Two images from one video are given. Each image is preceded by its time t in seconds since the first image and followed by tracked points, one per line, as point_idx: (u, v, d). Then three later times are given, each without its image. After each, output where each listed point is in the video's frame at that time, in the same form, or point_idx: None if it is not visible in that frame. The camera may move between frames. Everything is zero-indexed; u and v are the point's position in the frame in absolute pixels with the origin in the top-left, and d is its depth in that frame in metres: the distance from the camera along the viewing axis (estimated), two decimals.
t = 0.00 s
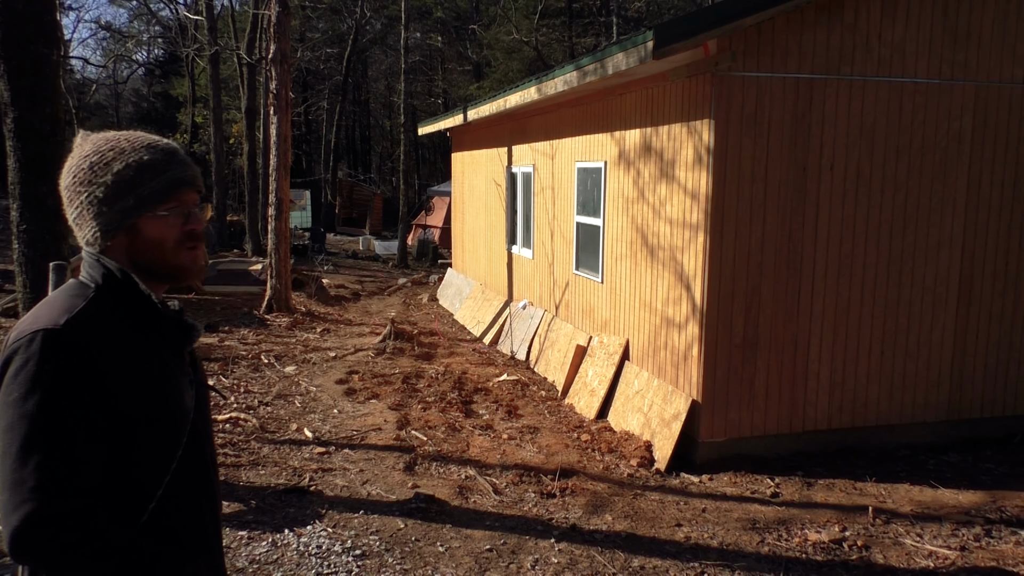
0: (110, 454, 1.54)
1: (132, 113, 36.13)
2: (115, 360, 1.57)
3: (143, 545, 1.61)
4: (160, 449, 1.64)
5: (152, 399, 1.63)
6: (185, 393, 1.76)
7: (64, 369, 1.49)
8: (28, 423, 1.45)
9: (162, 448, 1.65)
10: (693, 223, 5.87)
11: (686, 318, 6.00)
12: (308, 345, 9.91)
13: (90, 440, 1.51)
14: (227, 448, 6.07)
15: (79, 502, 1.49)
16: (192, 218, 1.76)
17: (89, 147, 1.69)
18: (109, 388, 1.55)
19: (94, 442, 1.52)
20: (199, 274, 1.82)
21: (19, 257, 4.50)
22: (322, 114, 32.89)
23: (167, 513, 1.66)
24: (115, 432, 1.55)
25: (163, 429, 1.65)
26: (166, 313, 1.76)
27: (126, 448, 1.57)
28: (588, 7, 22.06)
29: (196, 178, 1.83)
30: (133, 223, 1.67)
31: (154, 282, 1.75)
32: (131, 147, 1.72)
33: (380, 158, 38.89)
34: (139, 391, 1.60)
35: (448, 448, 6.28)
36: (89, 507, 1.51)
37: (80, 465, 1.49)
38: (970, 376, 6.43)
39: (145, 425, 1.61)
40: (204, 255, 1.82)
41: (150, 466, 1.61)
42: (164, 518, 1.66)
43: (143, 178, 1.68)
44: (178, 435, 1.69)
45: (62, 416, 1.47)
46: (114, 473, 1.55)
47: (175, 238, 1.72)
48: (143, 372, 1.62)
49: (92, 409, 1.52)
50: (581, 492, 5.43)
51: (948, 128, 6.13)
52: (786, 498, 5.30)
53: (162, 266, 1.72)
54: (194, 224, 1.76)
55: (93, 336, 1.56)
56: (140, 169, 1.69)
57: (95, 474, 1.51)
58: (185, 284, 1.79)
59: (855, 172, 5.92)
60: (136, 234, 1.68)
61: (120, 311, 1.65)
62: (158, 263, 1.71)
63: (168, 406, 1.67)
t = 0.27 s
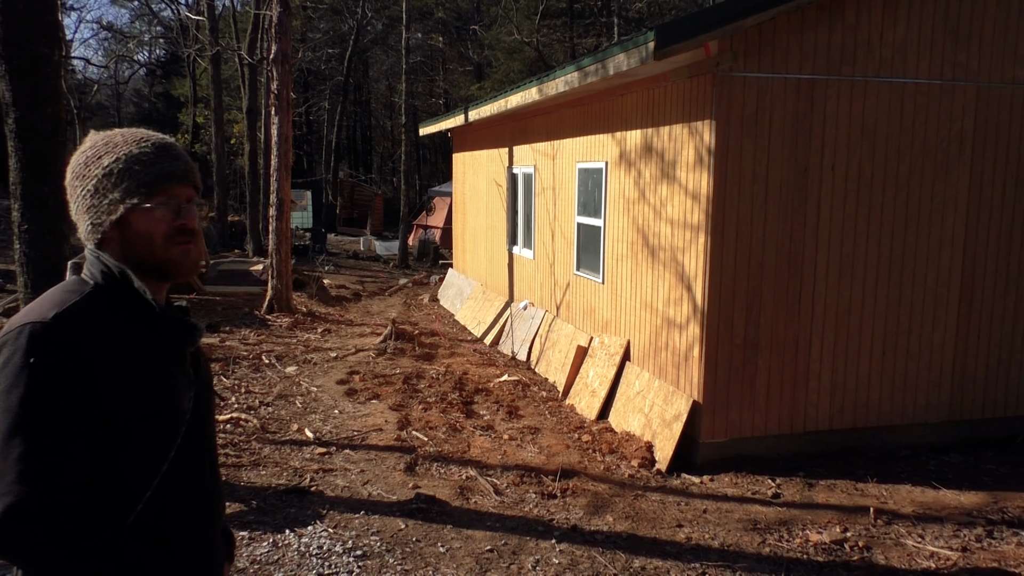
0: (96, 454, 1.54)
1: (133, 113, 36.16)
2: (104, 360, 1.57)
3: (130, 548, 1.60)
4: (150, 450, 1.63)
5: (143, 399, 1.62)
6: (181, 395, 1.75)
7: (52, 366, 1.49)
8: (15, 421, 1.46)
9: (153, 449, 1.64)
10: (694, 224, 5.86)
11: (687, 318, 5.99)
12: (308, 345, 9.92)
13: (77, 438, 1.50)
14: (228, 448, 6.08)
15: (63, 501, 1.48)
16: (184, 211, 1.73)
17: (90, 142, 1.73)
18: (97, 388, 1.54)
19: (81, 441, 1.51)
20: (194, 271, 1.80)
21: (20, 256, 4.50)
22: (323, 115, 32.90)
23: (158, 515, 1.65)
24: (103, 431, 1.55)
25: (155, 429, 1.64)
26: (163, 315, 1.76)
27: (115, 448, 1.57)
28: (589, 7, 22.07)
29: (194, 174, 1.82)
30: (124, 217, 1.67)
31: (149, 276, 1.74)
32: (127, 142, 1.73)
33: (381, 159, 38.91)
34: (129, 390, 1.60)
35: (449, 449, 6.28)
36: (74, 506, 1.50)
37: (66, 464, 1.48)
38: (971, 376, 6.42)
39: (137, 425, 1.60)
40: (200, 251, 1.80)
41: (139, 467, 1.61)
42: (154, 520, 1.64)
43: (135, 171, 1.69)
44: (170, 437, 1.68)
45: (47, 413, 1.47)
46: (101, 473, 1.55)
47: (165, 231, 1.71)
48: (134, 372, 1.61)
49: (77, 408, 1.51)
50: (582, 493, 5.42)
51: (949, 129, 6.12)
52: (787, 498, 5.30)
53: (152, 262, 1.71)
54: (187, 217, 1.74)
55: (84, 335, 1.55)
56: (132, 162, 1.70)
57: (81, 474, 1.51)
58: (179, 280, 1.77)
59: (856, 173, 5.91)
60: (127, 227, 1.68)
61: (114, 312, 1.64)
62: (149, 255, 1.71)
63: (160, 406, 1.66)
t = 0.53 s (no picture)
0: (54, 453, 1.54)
1: (133, 113, 36.14)
2: (65, 359, 1.56)
3: (93, 548, 1.59)
4: (115, 449, 1.62)
5: (107, 397, 1.61)
6: (156, 394, 1.73)
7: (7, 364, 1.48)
8: None
9: (118, 449, 1.63)
10: (695, 224, 5.86)
11: (687, 319, 6.00)
12: (309, 345, 9.92)
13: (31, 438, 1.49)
14: (228, 448, 6.08)
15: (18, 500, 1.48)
16: (166, 216, 1.71)
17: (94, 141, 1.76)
18: (54, 387, 1.53)
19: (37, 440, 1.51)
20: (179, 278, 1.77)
21: (20, 255, 4.49)
22: (324, 114, 32.90)
23: (125, 516, 1.63)
24: (62, 430, 1.54)
25: (120, 428, 1.63)
26: (141, 314, 1.74)
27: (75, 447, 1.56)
28: (590, 7, 22.09)
29: (186, 182, 1.80)
30: (105, 218, 1.68)
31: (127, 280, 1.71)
32: (124, 143, 1.75)
33: (381, 159, 38.92)
34: (91, 389, 1.58)
35: (448, 448, 6.28)
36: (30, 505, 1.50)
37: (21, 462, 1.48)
38: (972, 378, 6.42)
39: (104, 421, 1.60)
40: (185, 258, 1.76)
41: (102, 466, 1.60)
42: (121, 521, 1.63)
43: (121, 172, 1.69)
44: (138, 436, 1.67)
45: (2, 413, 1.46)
46: (59, 471, 1.55)
47: (146, 233, 1.68)
48: (98, 371, 1.60)
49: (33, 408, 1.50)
50: (582, 493, 5.42)
51: (950, 130, 6.12)
52: (787, 499, 5.30)
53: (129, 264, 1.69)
54: (170, 221, 1.71)
55: (45, 333, 1.54)
56: (122, 163, 1.70)
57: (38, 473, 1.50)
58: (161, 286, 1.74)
59: (857, 173, 5.91)
60: (108, 226, 1.68)
61: (85, 310, 1.63)
62: (126, 257, 1.68)
63: (128, 405, 1.65)
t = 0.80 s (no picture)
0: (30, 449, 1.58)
1: (135, 112, 36.14)
2: (42, 359, 1.59)
3: (66, 546, 1.62)
4: (93, 448, 1.65)
5: (84, 397, 1.64)
6: (142, 394, 1.74)
7: None
8: None
9: (96, 448, 1.65)
10: (696, 225, 5.87)
11: (688, 319, 6.00)
12: (310, 345, 9.91)
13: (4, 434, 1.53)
14: (229, 448, 6.08)
15: None
16: (137, 209, 1.71)
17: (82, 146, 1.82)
18: (29, 386, 1.57)
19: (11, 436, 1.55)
20: (158, 273, 1.76)
21: (21, 254, 4.50)
22: (325, 114, 32.90)
23: (100, 515, 1.65)
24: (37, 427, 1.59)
25: (97, 426, 1.65)
26: (128, 313, 1.75)
27: (51, 443, 1.60)
28: (592, 8, 22.10)
29: (166, 177, 1.81)
30: (84, 215, 1.71)
31: (108, 276, 1.71)
32: (104, 143, 1.79)
33: (383, 159, 38.92)
34: (67, 387, 1.62)
35: (449, 449, 6.28)
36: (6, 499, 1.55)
37: None
38: (972, 380, 6.41)
39: (82, 423, 1.63)
40: (163, 251, 1.75)
41: (78, 464, 1.63)
42: (96, 519, 1.65)
43: (98, 169, 1.73)
44: (119, 435, 1.68)
45: None
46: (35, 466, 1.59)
47: (120, 227, 1.69)
48: (75, 370, 1.63)
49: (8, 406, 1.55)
50: (582, 494, 5.42)
51: (952, 131, 6.12)
52: (788, 501, 5.30)
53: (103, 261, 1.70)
54: (143, 215, 1.71)
55: (23, 333, 1.58)
56: (99, 161, 1.75)
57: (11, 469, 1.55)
58: (141, 281, 1.74)
59: (858, 174, 5.91)
60: (87, 222, 1.71)
61: (69, 310, 1.67)
62: (103, 252, 1.70)
63: (107, 405, 1.67)
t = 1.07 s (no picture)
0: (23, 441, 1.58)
1: (137, 112, 36.18)
2: (39, 353, 1.60)
3: (44, 540, 1.61)
4: (83, 444, 1.65)
5: (79, 392, 1.64)
6: (134, 394, 1.74)
7: None
8: None
9: (86, 444, 1.65)
10: (697, 226, 5.87)
11: (689, 321, 6.00)
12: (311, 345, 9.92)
13: None
14: (229, 447, 6.08)
15: None
16: (147, 218, 1.72)
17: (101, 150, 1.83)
18: (26, 377, 1.58)
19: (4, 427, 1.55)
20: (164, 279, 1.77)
21: (23, 254, 4.50)
22: (327, 114, 32.92)
23: (83, 512, 1.66)
24: (32, 418, 1.59)
25: (88, 424, 1.65)
26: (127, 313, 1.75)
27: (45, 436, 1.61)
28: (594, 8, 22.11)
29: (179, 186, 1.81)
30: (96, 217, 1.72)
31: (115, 278, 1.72)
32: (123, 149, 1.80)
33: (385, 159, 38.94)
34: (63, 382, 1.62)
35: (450, 449, 6.28)
36: None
37: None
38: (973, 382, 6.41)
39: (74, 420, 1.63)
40: (169, 260, 1.76)
41: (66, 458, 1.63)
42: (76, 515, 1.65)
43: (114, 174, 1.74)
44: (108, 434, 1.68)
45: None
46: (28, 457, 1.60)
47: (128, 234, 1.70)
48: (72, 366, 1.63)
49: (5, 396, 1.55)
50: (582, 494, 5.42)
51: (954, 132, 6.11)
52: (788, 502, 5.29)
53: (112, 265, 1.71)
54: (152, 224, 1.72)
55: (23, 325, 1.59)
56: (116, 167, 1.75)
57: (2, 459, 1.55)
58: (144, 287, 1.75)
59: (860, 176, 5.90)
60: (98, 225, 1.72)
61: (69, 306, 1.67)
62: (111, 255, 1.71)
63: (100, 403, 1.67)
